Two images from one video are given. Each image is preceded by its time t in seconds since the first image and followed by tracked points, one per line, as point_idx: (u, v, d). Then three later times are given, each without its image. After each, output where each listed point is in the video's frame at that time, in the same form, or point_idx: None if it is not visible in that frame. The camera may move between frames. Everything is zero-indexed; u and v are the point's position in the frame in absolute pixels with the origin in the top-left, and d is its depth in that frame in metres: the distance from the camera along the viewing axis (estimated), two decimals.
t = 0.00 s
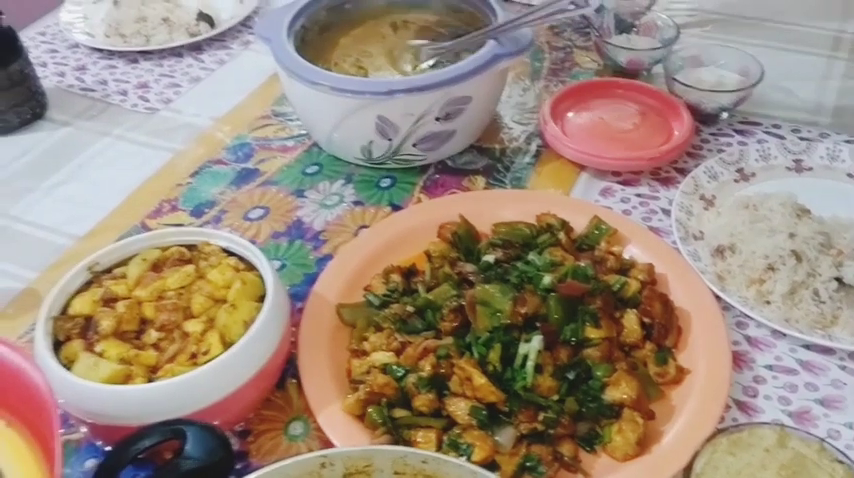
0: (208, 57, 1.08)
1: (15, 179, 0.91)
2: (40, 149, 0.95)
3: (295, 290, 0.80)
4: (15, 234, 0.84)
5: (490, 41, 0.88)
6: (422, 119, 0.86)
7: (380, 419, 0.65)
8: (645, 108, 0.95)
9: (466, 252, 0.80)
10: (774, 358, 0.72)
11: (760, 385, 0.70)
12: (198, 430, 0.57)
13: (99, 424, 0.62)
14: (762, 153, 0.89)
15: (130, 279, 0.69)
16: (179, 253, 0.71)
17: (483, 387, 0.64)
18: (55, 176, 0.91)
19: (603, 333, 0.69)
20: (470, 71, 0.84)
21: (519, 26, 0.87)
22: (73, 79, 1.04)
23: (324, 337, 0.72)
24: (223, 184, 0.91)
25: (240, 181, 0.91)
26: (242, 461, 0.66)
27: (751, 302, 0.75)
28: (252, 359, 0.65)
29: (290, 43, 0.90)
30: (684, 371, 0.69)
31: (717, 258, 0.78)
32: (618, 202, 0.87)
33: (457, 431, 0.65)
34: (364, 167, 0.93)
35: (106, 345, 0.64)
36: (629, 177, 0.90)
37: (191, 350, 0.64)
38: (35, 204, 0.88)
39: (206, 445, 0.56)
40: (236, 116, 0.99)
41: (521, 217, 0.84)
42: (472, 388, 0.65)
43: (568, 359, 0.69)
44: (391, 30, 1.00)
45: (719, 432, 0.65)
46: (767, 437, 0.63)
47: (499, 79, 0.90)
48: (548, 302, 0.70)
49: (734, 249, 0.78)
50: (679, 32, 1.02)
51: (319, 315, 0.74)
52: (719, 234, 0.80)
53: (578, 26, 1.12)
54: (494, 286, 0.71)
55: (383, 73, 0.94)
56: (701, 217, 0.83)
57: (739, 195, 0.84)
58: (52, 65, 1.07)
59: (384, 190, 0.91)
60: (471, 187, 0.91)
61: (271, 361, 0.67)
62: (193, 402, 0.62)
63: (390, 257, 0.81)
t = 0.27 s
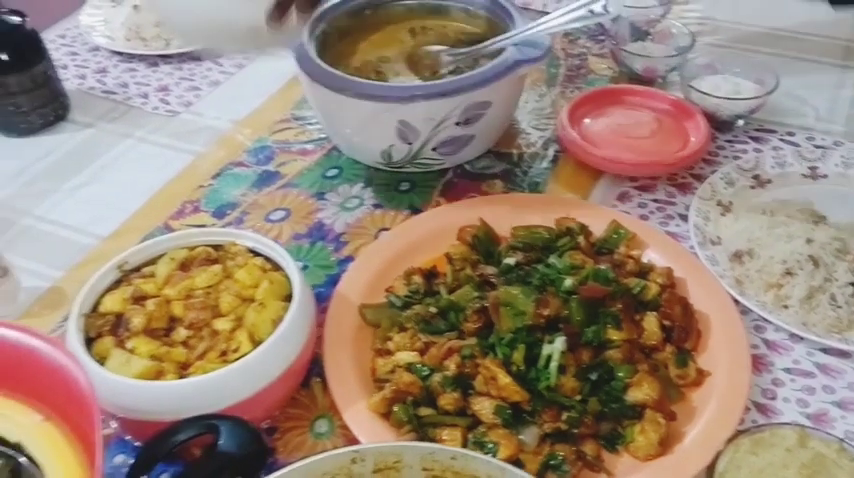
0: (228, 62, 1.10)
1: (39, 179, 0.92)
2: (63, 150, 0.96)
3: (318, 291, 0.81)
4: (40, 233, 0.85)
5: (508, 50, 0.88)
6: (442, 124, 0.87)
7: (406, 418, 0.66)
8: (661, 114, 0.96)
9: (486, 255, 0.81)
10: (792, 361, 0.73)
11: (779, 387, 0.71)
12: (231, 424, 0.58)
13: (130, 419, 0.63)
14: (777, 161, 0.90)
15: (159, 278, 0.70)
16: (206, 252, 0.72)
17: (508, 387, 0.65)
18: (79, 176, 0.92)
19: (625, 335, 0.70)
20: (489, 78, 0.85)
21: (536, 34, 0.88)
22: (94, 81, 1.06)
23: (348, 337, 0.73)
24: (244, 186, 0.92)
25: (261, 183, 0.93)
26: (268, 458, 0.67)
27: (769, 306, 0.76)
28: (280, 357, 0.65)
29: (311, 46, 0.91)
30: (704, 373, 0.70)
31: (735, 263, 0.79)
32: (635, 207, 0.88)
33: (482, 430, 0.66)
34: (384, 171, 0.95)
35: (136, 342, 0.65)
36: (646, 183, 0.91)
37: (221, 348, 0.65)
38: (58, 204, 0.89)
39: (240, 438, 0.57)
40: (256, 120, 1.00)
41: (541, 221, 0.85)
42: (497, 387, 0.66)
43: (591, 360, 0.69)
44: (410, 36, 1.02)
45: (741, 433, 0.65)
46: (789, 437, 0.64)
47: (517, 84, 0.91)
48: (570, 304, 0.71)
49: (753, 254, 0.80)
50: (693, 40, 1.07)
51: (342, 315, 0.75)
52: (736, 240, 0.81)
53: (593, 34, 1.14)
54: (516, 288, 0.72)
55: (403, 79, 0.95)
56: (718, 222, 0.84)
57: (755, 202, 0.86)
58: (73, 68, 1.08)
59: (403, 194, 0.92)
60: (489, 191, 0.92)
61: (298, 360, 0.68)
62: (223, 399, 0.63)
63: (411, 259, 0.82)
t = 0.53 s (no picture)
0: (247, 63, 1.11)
1: (61, 177, 0.93)
2: (84, 148, 0.97)
3: (340, 288, 0.82)
4: (63, 230, 0.86)
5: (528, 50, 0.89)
6: (462, 125, 0.88)
7: (428, 414, 0.67)
8: (677, 117, 0.97)
9: (505, 254, 0.82)
10: (809, 363, 0.74)
11: (796, 388, 0.72)
12: (260, 418, 0.59)
13: (157, 412, 0.63)
14: (793, 165, 0.91)
15: (185, 274, 0.71)
16: (231, 249, 0.73)
17: (530, 384, 0.66)
18: (100, 175, 0.93)
19: (644, 335, 0.71)
20: (510, 80, 0.86)
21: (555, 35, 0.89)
22: (115, 81, 1.07)
23: (370, 334, 0.74)
24: (264, 186, 0.93)
25: (281, 183, 0.94)
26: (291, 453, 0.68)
27: (787, 308, 0.76)
28: (304, 353, 0.66)
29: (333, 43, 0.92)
30: (723, 374, 0.71)
31: (754, 265, 0.80)
32: (652, 210, 0.89)
33: (504, 427, 0.66)
34: (402, 171, 0.95)
35: (163, 337, 0.66)
36: (662, 185, 0.92)
37: (247, 343, 0.66)
38: (81, 201, 0.90)
39: (268, 432, 0.58)
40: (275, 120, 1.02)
41: (560, 221, 0.86)
42: (519, 385, 0.67)
43: (611, 360, 0.70)
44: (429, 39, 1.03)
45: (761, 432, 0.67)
46: (808, 436, 0.65)
47: (535, 87, 0.92)
48: (590, 304, 0.72)
49: (770, 256, 0.81)
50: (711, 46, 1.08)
51: (364, 312, 0.76)
52: (754, 243, 0.82)
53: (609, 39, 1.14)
54: (537, 287, 0.73)
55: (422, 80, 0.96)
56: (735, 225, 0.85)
57: (772, 206, 0.87)
58: (94, 67, 1.09)
59: (421, 195, 0.93)
60: (507, 192, 0.93)
61: (321, 356, 0.68)
62: (250, 393, 0.64)
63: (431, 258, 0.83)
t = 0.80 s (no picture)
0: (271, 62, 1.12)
1: (90, 171, 0.94)
2: (113, 144, 0.98)
3: (367, 284, 0.83)
4: (92, 223, 0.87)
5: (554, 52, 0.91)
6: (487, 125, 0.90)
7: (456, 407, 0.68)
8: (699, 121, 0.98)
9: (529, 254, 0.82)
10: (831, 363, 0.74)
11: (818, 387, 0.73)
12: (295, 408, 0.60)
13: (192, 402, 0.64)
14: (814, 169, 0.91)
15: (217, 267, 0.72)
16: (262, 244, 0.74)
17: (557, 379, 0.68)
18: (129, 170, 0.94)
19: (669, 333, 0.72)
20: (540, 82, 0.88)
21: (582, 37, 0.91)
22: (142, 79, 1.08)
23: (397, 329, 0.75)
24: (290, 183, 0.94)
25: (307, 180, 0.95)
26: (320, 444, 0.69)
27: (808, 309, 0.77)
28: (334, 346, 0.67)
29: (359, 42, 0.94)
30: (747, 373, 0.71)
31: (776, 266, 0.81)
32: (674, 212, 0.90)
33: (531, 420, 0.68)
34: (425, 171, 0.96)
35: (197, 327, 0.67)
36: (684, 187, 0.92)
37: (279, 334, 0.67)
38: (110, 195, 0.91)
39: (302, 421, 0.59)
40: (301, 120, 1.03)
41: (583, 221, 0.87)
42: (546, 380, 0.69)
43: (636, 357, 0.71)
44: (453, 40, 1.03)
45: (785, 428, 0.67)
46: (831, 434, 0.66)
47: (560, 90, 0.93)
48: (615, 302, 0.73)
49: (792, 259, 0.82)
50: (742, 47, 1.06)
51: (391, 307, 0.77)
52: (777, 244, 0.83)
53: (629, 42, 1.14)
54: (563, 285, 0.74)
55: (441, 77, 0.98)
56: (757, 227, 0.85)
57: (793, 208, 0.87)
58: (121, 65, 1.11)
59: (445, 194, 0.94)
60: (530, 192, 0.94)
61: (351, 349, 0.69)
62: (281, 384, 0.64)
63: (456, 256, 0.84)
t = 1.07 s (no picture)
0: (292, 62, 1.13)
1: (115, 168, 0.95)
2: (137, 142, 0.99)
3: (389, 282, 0.84)
4: (118, 220, 0.89)
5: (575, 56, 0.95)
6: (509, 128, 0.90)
7: (478, 405, 0.69)
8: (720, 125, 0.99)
9: (549, 254, 0.83)
10: (849, 366, 0.75)
11: (837, 390, 0.73)
12: (322, 402, 0.61)
13: (219, 396, 0.65)
14: (833, 173, 0.92)
15: (244, 263, 0.73)
16: (287, 241, 0.75)
17: (579, 378, 0.69)
18: (153, 168, 0.95)
19: (690, 335, 0.72)
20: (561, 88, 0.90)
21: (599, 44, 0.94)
22: (165, 78, 1.09)
23: (419, 328, 0.76)
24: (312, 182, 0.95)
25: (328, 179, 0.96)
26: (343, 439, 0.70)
27: (827, 313, 0.78)
28: (358, 343, 0.67)
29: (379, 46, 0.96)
30: (766, 375, 0.72)
31: (795, 270, 0.82)
32: (693, 215, 0.90)
33: (553, 419, 0.69)
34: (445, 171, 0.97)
35: (224, 322, 0.68)
36: (703, 191, 0.93)
37: (305, 330, 0.68)
38: (135, 192, 0.92)
39: (329, 414, 0.60)
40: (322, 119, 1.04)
41: (602, 222, 0.87)
42: (568, 379, 0.69)
43: (656, 358, 0.72)
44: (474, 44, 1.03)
45: (805, 430, 0.68)
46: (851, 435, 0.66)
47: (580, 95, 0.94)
48: (636, 303, 0.73)
49: (811, 262, 0.82)
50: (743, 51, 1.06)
51: (413, 305, 0.78)
52: (795, 248, 0.84)
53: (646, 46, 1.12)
54: (585, 285, 0.75)
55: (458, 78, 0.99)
56: (777, 231, 0.86)
57: (812, 212, 0.88)
58: (144, 65, 1.12)
59: (465, 194, 0.95)
60: (549, 194, 0.94)
61: (375, 346, 0.70)
62: (306, 379, 0.65)
63: (476, 256, 0.85)
